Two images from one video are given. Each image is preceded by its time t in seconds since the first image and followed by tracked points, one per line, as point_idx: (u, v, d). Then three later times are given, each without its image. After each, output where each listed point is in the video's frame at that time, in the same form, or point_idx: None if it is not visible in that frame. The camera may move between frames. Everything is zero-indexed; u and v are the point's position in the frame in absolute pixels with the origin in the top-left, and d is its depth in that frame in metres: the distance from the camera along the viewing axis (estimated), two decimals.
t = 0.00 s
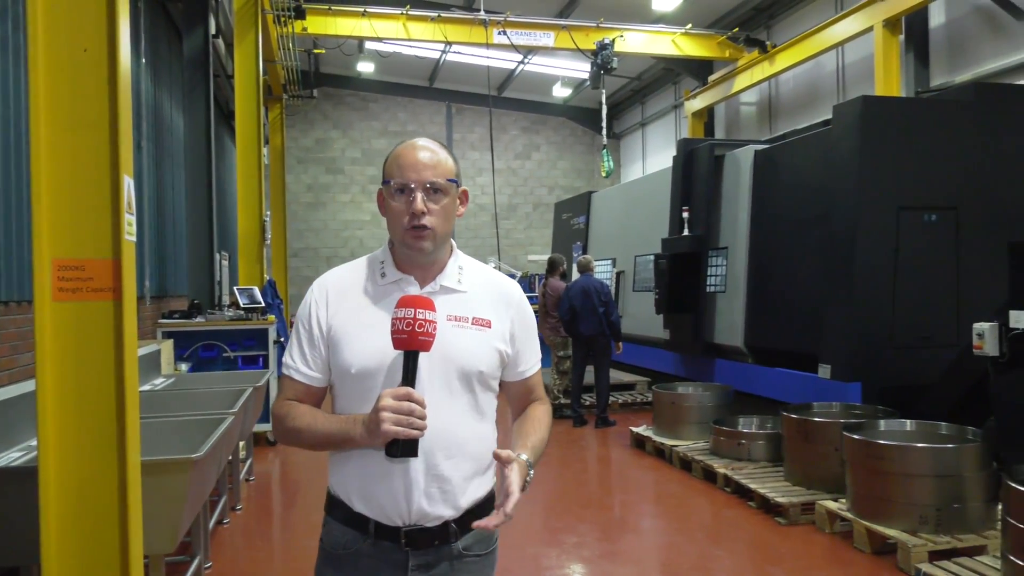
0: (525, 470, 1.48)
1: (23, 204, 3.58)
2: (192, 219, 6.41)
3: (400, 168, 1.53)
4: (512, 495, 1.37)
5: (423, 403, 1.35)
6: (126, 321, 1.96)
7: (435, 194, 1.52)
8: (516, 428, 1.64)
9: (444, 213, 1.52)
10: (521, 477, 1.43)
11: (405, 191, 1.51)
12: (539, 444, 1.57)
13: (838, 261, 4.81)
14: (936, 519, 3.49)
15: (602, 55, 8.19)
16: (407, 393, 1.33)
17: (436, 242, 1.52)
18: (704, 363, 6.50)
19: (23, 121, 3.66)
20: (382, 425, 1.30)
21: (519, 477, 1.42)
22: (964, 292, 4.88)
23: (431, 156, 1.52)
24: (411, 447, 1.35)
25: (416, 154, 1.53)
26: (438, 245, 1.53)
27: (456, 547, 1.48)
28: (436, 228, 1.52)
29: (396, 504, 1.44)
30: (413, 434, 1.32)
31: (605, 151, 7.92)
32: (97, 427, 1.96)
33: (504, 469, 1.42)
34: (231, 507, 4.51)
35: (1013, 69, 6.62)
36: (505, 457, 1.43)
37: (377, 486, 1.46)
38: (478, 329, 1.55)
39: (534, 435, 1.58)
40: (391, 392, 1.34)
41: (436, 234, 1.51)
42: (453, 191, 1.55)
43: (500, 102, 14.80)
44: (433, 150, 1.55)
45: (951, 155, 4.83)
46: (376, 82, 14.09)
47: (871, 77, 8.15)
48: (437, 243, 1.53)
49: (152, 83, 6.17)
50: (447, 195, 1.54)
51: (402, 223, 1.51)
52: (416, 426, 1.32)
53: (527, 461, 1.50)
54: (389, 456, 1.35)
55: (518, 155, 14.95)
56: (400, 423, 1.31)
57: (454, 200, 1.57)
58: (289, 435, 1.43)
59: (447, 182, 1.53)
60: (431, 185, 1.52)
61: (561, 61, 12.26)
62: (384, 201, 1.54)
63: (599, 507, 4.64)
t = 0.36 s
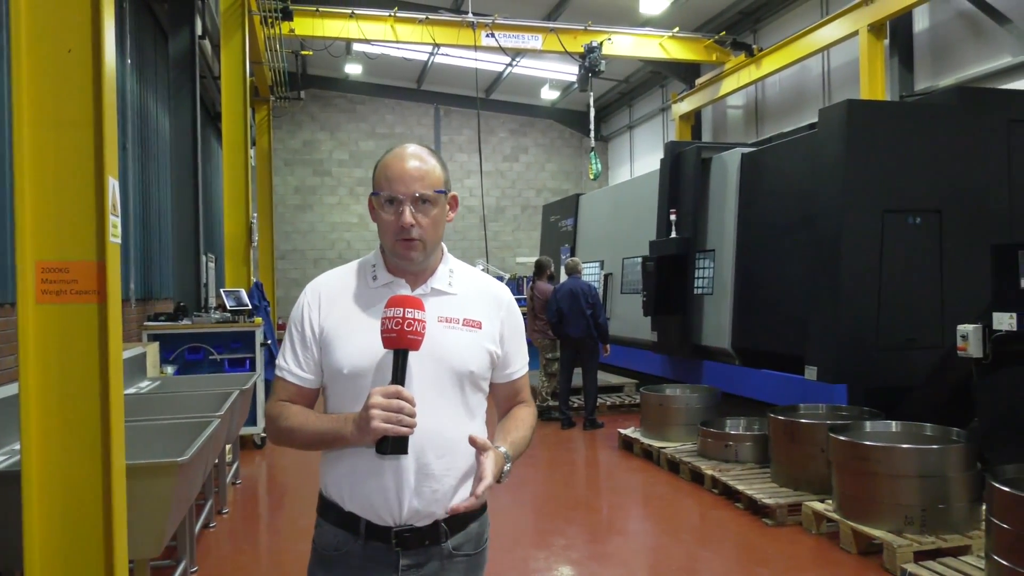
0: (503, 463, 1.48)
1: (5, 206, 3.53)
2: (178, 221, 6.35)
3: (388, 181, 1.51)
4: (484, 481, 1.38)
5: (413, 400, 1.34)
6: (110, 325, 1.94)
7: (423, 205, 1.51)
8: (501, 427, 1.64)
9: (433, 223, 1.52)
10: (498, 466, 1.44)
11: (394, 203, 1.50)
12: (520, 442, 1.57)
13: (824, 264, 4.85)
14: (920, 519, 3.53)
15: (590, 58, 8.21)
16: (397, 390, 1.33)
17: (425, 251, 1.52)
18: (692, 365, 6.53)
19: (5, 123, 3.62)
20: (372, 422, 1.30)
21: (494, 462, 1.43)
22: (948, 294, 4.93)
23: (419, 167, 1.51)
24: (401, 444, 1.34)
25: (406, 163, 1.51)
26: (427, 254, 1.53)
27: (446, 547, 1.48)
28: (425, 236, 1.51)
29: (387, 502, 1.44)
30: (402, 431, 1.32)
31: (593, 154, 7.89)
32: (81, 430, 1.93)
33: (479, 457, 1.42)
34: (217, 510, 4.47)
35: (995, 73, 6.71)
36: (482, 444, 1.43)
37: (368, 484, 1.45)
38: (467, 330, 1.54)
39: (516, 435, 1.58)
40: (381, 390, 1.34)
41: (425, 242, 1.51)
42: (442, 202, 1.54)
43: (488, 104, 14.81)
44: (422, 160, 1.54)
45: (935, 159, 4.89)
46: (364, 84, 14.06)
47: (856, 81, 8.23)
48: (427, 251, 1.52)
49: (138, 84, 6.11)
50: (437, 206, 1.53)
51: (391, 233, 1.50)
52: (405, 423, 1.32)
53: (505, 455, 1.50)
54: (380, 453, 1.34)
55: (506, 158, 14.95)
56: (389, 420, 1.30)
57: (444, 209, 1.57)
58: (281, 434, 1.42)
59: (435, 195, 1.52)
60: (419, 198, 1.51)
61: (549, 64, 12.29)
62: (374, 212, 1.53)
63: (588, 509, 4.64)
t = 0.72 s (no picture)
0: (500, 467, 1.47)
1: None
2: (173, 222, 6.33)
3: (386, 183, 1.51)
4: (481, 484, 1.38)
5: (408, 401, 1.34)
6: (105, 326, 1.93)
7: (421, 209, 1.51)
8: (497, 429, 1.63)
9: (430, 227, 1.52)
10: (494, 470, 1.43)
11: (392, 206, 1.50)
12: (516, 445, 1.57)
13: (819, 265, 4.86)
14: (915, 520, 3.54)
15: (586, 59, 8.22)
16: (393, 391, 1.33)
17: (422, 255, 1.52)
18: (687, 366, 6.53)
19: None
20: (367, 422, 1.29)
21: (491, 465, 1.42)
22: (942, 295, 4.95)
23: (417, 170, 1.51)
24: (396, 443, 1.34)
25: (403, 167, 1.51)
26: (424, 257, 1.52)
27: (441, 546, 1.48)
28: (421, 240, 1.51)
29: (381, 501, 1.43)
30: (397, 431, 1.31)
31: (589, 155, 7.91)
32: (76, 431, 1.93)
33: (476, 461, 1.42)
34: (212, 512, 4.46)
35: (988, 75, 6.75)
36: (477, 448, 1.42)
37: (362, 483, 1.45)
38: (462, 332, 1.54)
39: (513, 437, 1.58)
40: (376, 390, 1.34)
41: (422, 245, 1.51)
42: (439, 205, 1.54)
43: (483, 105, 14.81)
44: (420, 163, 1.53)
45: (929, 160, 4.91)
46: (359, 84, 14.04)
47: (850, 83, 8.26)
48: (423, 255, 1.52)
49: (132, 85, 6.09)
50: (434, 210, 1.53)
51: (388, 237, 1.50)
52: (400, 424, 1.32)
53: (502, 458, 1.49)
54: (375, 452, 1.33)
55: (502, 159, 14.96)
56: (385, 420, 1.30)
57: (440, 213, 1.57)
58: (277, 433, 1.42)
59: (433, 198, 1.52)
60: (417, 202, 1.51)
61: (545, 65, 12.29)
62: (371, 214, 1.53)
63: (584, 510, 4.64)
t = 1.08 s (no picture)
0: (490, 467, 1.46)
1: None
2: (172, 223, 6.33)
3: (387, 184, 1.51)
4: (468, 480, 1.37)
5: (408, 399, 1.34)
6: (105, 325, 1.93)
7: (422, 209, 1.51)
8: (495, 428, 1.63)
9: (430, 227, 1.52)
10: (485, 466, 1.42)
11: (392, 206, 1.50)
12: (512, 444, 1.56)
13: (818, 265, 4.86)
14: (915, 520, 3.54)
15: (585, 59, 8.21)
16: (392, 390, 1.33)
17: (421, 255, 1.52)
18: (687, 366, 6.53)
19: None
20: (368, 421, 1.29)
21: (480, 460, 1.41)
22: (941, 296, 4.96)
23: (417, 171, 1.51)
24: (397, 443, 1.34)
25: (403, 168, 1.51)
26: (423, 258, 1.52)
27: (441, 545, 1.48)
28: (421, 240, 1.51)
29: (381, 500, 1.43)
30: (398, 430, 1.31)
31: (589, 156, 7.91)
32: (75, 430, 1.92)
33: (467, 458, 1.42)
34: (212, 513, 4.46)
35: (988, 75, 6.75)
36: (467, 445, 1.42)
37: (362, 483, 1.44)
38: (461, 332, 1.54)
39: (508, 436, 1.57)
40: (376, 389, 1.34)
41: (421, 245, 1.51)
42: (439, 206, 1.54)
43: (483, 105, 14.81)
44: (420, 164, 1.54)
45: (928, 160, 4.91)
46: (359, 84, 14.04)
47: (850, 83, 8.27)
48: (423, 255, 1.52)
49: (132, 84, 6.08)
50: (434, 211, 1.53)
51: (388, 237, 1.50)
52: (400, 423, 1.32)
53: (494, 456, 1.49)
54: (376, 451, 1.34)
55: (501, 159, 14.96)
56: (385, 419, 1.30)
57: (440, 213, 1.57)
58: (276, 434, 1.42)
59: (433, 198, 1.52)
60: (417, 202, 1.51)
61: (545, 65, 12.29)
62: (371, 214, 1.53)
63: (583, 510, 4.64)
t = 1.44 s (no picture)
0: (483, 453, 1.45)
1: None
2: (173, 223, 6.33)
3: (389, 183, 1.51)
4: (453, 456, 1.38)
5: (407, 399, 1.34)
6: (105, 325, 1.93)
7: (423, 208, 1.51)
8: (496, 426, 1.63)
9: (431, 227, 1.52)
10: (475, 447, 1.42)
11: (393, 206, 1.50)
12: (511, 438, 1.56)
13: (818, 266, 4.86)
14: (915, 520, 3.53)
15: (585, 60, 8.21)
16: (392, 389, 1.33)
17: (422, 255, 1.52)
18: (687, 367, 6.53)
19: None
20: (368, 420, 1.29)
21: (469, 440, 1.42)
22: (942, 296, 4.95)
23: (420, 171, 1.51)
24: (396, 442, 1.34)
25: (405, 167, 1.52)
26: (424, 258, 1.52)
27: (439, 546, 1.48)
28: (423, 239, 1.51)
29: (380, 500, 1.43)
30: (398, 430, 1.32)
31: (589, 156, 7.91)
32: (75, 432, 1.92)
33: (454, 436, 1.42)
34: (212, 513, 4.45)
35: (988, 76, 6.75)
36: (455, 425, 1.42)
37: (361, 483, 1.44)
38: (460, 333, 1.54)
39: (507, 430, 1.56)
40: (376, 389, 1.34)
41: (422, 245, 1.51)
42: (440, 206, 1.54)
43: (483, 106, 14.81)
44: (421, 164, 1.54)
45: (928, 161, 4.91)
46: (359, 85, 14.04)
47: (850, 83, 8.27)
48: (423, 255, 1.52)
49: (132, 85, 6.09)
50: (435, 210, 1.53)
51: (388, 236, 1.50)
52: (400, 422, 1.32)
53: (488, 441, 1.48)
54: (376, 451, 1.34)
55: (502, 159, 14.96)
56: (385, 418, 1.30)
57: (441, 213, 1.57)
58: (275, 434, 1.42)
59: (434, 198, 1.52)
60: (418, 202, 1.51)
61: (545, 65, 12.29)
62: (372, 214, 1.53)
63: (583, 511, 4.64)
